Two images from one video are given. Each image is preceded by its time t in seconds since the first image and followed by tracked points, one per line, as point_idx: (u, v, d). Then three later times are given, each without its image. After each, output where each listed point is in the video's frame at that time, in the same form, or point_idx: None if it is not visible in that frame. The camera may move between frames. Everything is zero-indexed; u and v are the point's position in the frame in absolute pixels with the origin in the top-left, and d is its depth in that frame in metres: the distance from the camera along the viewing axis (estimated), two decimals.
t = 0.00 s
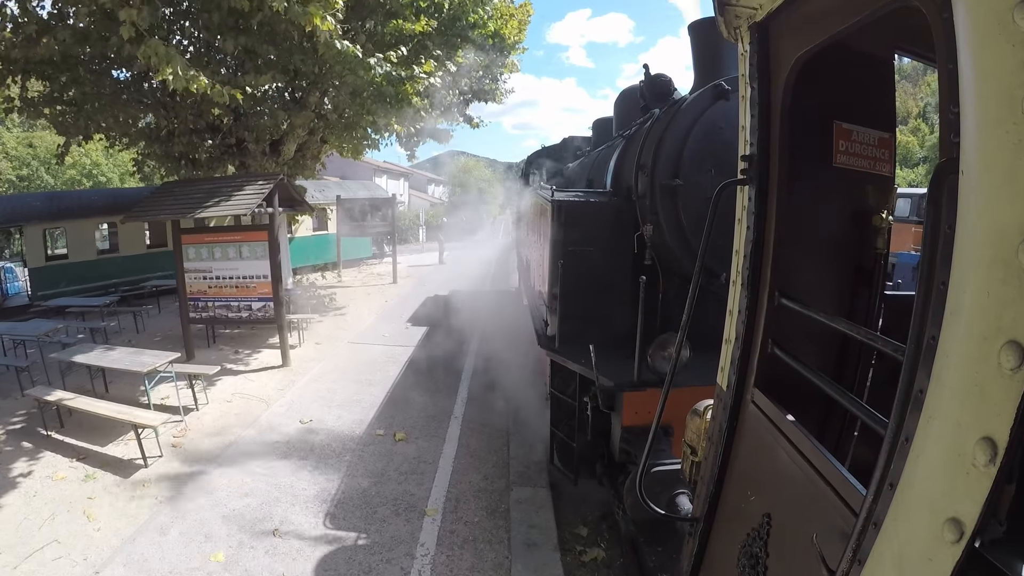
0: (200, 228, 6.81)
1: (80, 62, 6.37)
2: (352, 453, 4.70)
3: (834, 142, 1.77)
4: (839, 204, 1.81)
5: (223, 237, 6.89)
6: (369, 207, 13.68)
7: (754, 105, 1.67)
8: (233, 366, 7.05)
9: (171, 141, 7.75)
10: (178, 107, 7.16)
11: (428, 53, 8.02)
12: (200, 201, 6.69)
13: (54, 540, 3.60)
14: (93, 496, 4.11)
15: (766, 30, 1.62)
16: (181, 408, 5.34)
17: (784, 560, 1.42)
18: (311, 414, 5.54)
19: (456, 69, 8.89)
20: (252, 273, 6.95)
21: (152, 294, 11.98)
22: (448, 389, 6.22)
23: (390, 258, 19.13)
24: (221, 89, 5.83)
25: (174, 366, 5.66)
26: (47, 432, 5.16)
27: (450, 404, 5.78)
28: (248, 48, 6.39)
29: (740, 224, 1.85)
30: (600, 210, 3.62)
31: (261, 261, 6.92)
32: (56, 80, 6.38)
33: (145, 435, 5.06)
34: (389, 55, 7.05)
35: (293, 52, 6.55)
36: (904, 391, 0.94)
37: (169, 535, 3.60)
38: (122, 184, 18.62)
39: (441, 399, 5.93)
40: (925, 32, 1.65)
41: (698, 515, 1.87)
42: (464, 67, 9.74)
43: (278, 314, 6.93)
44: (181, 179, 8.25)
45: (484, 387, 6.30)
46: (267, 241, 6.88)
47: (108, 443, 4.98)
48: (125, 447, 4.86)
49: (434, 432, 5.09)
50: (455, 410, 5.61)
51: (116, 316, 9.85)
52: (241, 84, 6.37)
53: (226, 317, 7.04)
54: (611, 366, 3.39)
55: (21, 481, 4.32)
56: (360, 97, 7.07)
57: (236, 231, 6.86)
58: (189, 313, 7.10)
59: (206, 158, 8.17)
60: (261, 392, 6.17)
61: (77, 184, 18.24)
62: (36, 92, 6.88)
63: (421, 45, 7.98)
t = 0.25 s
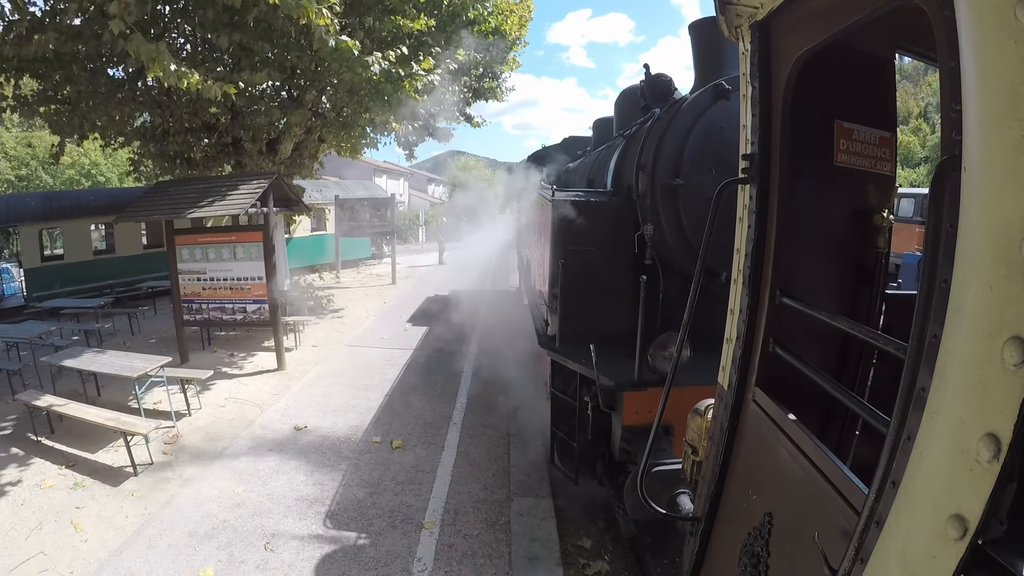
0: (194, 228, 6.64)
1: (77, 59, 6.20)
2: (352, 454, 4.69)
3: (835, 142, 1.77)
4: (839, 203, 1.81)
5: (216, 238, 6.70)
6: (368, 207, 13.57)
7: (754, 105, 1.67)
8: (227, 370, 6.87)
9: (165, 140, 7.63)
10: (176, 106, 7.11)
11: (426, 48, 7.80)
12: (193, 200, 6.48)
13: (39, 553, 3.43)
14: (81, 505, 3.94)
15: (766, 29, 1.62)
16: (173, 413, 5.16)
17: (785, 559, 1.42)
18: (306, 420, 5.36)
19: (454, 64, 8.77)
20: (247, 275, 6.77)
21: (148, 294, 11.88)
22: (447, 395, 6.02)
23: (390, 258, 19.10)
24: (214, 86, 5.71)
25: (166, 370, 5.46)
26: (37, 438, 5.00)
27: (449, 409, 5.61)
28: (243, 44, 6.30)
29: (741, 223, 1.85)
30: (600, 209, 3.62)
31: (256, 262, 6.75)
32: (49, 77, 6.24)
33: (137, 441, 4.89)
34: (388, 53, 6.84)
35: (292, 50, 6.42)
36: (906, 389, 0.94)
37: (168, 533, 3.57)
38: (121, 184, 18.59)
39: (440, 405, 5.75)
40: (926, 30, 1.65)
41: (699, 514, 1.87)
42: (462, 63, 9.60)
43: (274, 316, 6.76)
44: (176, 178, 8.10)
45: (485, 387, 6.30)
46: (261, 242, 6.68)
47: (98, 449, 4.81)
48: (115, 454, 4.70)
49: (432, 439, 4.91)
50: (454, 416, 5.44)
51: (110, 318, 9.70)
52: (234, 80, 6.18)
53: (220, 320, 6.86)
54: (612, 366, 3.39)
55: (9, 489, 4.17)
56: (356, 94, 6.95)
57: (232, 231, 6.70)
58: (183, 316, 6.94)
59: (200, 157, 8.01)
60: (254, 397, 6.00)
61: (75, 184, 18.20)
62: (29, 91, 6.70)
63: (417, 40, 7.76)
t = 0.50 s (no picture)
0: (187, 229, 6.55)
1: (75, 59, 6.10)
2: (352, 455, 4.68)
3: (835, 142, 1.77)
4: (839, 203, 1.81)
5: (210, 239, 6.62)
6: (368, 208, 13.35)
7: (754, 105, 1.67)
8: (221, 375, 6.72)
9: (160, 139, 7.67)
10: (171, 106, 7.05)
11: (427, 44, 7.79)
12: (187, 201, 6.41)
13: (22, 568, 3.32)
14: (67, 515, 3.83)
15: (767, 29, 1.62)
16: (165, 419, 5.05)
17: (785, 559, 1.42)
18: (300, 426, 5.24)
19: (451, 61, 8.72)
20: (241, 276, 6.68)
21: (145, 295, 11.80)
22: (445, 401, 5.86)
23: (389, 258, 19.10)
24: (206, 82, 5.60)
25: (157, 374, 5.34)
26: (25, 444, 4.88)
27: (447, 415, 5.49)
28: (238, 42, 6.25)
29: (741, 224, 1.85)
30: (600, 209, 3.63)
31: (250, 263, 6.65)
32: (43, 77, 6.04)
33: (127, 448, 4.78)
34: (386, 51, 6.81)
35: (284, 45, 6.31)
36: (906, 390, 0.94)
37: (169, 533, 3.58)
38: (120, 184, 18.59)
39: (438, 411, 5.60)
40: (926, 30, 1.65)
41: (699, 514, 1.87)
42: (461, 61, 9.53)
43: (269, 318, 6.64)
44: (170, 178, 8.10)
45: (484, 387, 6.30)
46: (256, 243, 6.62)
47: (87, 456, 4.69)
48: (106, 461, 4.59)
49: (430, 447, 4.79)
50: (454, 422, 5.32)
51: (104, 319, 9.58)
52: (227, 76, 6.22)
53: (214, 322, 6.75)
54: (612, 366, 3.39)
55: None
56: (353, 93, 6.86)
57: (225, 233, 6.63)
58: (177, 318, 6.82)
59: (195, 156, 8.08)
60: (249, 403, 5.87)
61: (75, 183, 18.49)
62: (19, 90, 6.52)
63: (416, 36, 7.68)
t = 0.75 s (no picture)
0: (179, 230, 6.48)
1: (71, 59, 6.07)
2: (351, 456, 4.67)
3: (834, 143, 1.77)
4: (839, 204, 1.81)
5: (203, 240, 6.54)
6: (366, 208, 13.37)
7: (755, 106, 1.67)
8: (213, 379, 6.57)
9: (155, 139, 7.62)
10: (166, 104, 7.00)
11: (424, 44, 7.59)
12: (178, 202, 6.32)
13: None
14: (55, 525, 3.69)
15: (767, 30, 1.62)
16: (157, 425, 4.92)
17: (784, 560, 1.42)
18: (293, 432, 5.10)
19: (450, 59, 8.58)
20: (235, 279, 6.55)
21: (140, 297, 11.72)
22: (443, 407, 5.69)
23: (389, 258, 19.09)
24: (197, 79, 5.50)
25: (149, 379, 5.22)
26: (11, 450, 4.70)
27: (446, 422, 5.34)
28: (233, 38, 6.21)
29: (741, 225, 1.85)
30: (600, 209, 3.63)
31: (245, 265, 6.52)
32: (36, 75, 5.97)
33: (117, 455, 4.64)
34: (383, 48, 6.63)
35: (281, 43, 6.34)
36: (904, 392, 0.94)
37: (170, 533, 3.59)
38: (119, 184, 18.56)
39: (436, 417, 5.45)
40: (925, 31, 1.65)
41: (698, 514, 1.87)
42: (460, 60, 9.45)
43: (263, 321, 6.50)
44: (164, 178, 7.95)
45: (484, 387, 6.30)
46: (249, 245, 6.47)
47: (76, 464, 4.54)
48: (94, 469, 4.43)
49: (427, 455, 4.65)
50: (452, 428, 5.19)
51: (100, 321, 9.51)
52: (218, 74, 6.11)
53: (208, 325, 6.63)
54: (611, 366, 3.39)
55: None
56: (351, 91, 6.72)
57: (218, 235, 6.51)
58: (170, 321, 6.74)
59: (190, 155, 7.95)
60: (243, 408, 5.72)
61: (73, 183, 18.46)
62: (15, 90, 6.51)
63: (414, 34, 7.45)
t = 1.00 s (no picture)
0: (170, 231, 6.28)
1: (65, 57, 5.93)
2: (350, 459, 4.65)
3: (834, 143, 1.77)
4: (839, 203, 1.81)
5: (196, 241, 6.36)
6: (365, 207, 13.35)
7: (755, 105, 1.66)
8: (206, 384, 6.43)
9: (149, 137, 7.57)
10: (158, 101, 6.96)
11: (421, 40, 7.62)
12: (169, 201, 6.31)
13: None
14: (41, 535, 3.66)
15: (767, 30, 1.62)
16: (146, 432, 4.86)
17: (784, 560, 1.41)
18: (286, 441, 4.96)
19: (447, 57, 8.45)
20: (229, 281, 6.38)
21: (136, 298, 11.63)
22: (441, 414, 5.53)
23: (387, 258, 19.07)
24: (189, 76, 5.47)
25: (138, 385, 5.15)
26: None
27: (443, 430, 5.17)
28: (227, 34, 6.15)
29: (741, 225, 1.85)
30: (600, 209, 3.62)
31: (239, 267, 6.34)
32: (28, 74, 5.79)
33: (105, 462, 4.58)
34: (379, 44, 6.56)
35: (274, 39, 6.23)
36: (906, 391, 0.94)
37: (169, 538, 3.60)
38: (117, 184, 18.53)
39: (434, 426, 5.28)
40: (926, 31, 1.64)
41: (698, 514, 1.87)
42: (459, 57, 9.34)
43: (256, 324, 6.37)
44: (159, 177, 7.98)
45: (483, 387, 6.31)
46: (243, 246, 6.29)
47: (63, 471, 4.49)
48: (82, 477, 4.38)
49: (424, 465, 4.53)
50: (449, 436, 5.04)
51: (95, 323, 9.42)
52: (211, 71, 5.99)
53: (202, 329, 6.50)
54: (611, 366, 3.39)
55: None
56: (347, 89, 6.51)
57: (210, 235, 6.33)
58: (163, 325, 6.61)
59: (184, 154, 7.98)
60: (236, 415, 5.59)
61: (72, 183, 18.48)
62: (9, 87, 6.41)
63: (409, 32, 7.48)
